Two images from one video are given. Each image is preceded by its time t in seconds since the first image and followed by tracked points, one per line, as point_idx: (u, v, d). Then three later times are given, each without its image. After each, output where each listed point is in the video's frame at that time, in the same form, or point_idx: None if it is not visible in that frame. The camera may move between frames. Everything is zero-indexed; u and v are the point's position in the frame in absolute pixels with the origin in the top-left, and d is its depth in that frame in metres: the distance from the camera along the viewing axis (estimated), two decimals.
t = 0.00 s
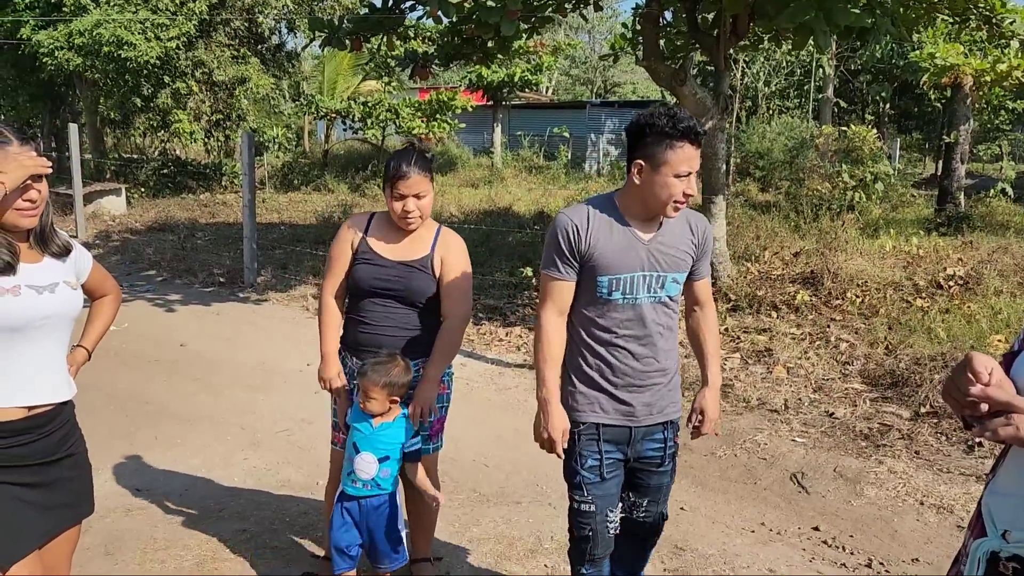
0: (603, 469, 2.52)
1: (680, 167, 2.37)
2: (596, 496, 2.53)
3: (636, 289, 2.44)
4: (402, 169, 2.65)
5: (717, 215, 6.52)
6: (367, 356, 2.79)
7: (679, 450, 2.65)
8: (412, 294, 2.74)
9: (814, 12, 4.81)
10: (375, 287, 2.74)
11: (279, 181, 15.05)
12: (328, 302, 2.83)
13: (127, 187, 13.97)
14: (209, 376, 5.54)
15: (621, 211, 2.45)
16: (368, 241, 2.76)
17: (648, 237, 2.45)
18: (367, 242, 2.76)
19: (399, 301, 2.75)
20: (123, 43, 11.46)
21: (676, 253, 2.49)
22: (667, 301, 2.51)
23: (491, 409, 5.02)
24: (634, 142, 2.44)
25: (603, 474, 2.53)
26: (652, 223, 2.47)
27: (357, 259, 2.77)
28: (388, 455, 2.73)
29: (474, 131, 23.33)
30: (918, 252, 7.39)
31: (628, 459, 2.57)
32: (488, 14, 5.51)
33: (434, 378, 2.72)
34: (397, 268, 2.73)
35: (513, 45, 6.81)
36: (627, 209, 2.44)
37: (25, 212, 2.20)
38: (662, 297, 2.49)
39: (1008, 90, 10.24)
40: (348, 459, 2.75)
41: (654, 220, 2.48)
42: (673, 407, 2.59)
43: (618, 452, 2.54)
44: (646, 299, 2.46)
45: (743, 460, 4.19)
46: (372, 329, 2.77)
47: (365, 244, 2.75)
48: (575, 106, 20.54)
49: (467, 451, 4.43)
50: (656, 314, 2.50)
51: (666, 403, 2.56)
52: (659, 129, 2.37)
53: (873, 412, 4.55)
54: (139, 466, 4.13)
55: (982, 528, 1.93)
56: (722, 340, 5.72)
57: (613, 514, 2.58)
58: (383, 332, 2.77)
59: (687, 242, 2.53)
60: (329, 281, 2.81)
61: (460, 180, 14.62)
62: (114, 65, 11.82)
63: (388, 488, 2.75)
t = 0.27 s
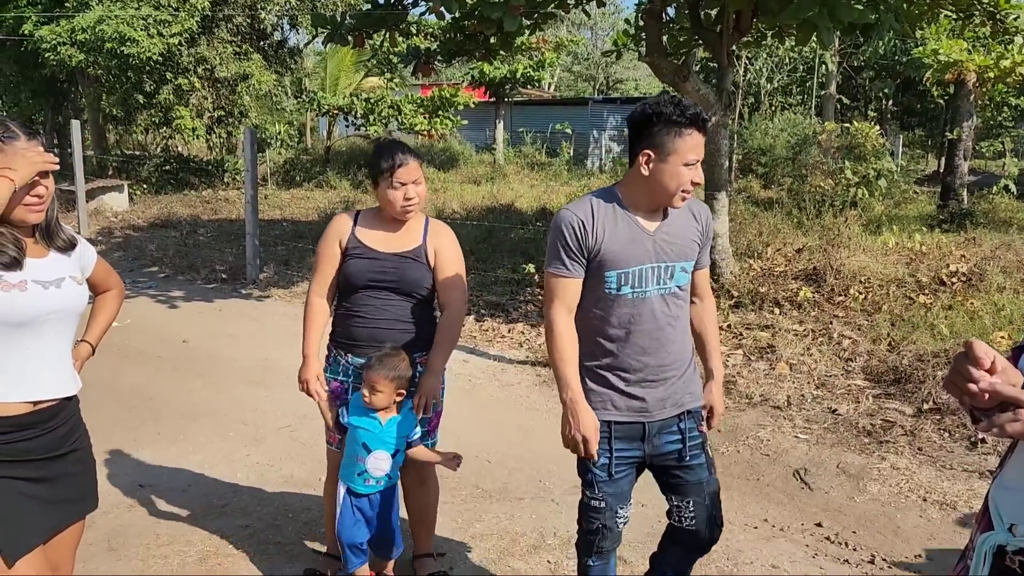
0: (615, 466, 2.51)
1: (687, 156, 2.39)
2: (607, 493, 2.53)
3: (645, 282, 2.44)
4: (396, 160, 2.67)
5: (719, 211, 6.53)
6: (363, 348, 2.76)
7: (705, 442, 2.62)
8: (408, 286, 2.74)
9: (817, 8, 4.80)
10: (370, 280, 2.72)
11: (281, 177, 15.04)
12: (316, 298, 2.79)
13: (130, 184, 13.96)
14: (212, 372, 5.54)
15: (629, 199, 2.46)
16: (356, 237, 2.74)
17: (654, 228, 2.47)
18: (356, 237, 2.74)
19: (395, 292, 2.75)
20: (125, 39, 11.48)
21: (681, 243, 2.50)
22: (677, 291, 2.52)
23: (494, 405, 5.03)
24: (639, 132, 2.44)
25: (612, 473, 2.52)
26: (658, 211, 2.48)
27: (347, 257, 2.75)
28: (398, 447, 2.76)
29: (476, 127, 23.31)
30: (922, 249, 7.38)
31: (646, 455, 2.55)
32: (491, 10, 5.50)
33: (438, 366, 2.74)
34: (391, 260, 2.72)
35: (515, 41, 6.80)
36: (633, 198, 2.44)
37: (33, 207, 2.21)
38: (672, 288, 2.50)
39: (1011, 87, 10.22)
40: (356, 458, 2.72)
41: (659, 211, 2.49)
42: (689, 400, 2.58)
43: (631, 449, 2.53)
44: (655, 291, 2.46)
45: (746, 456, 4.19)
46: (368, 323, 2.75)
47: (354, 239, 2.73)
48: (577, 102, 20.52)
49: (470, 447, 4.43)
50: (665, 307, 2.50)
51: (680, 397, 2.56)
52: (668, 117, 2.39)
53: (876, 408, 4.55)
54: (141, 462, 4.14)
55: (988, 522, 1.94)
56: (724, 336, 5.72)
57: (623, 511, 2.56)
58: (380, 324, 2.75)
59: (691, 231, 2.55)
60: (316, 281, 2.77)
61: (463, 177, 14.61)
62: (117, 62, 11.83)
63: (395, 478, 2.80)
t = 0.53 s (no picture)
0: (628, 465, 2.49)
1: (721, 154, 2.36)
2: (617, 490, 2.51)
3: (669, 278, 2.40)
4: (392, 156, 2.69)
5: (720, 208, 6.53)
6: (368, 346, 2.75)
7: (728, 452, 2.54)
8: (403, 279, 2.75)
9: (819, 5, 4.80)
10: (365, 277, 2.71)
11: (283, 175, 15.06)
12: (301, 307, 2.72)
13: (131, 181, 13.97)
14: (213, 370, 5.55)
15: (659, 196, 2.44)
16: (344, 235, 2.70)
17: (684, 226, 2.43)
18: (344, 236, 2.70)
19: (391, 287, 2.75)
20: (127, 37, 11.51)
21: (713, 243, 2.45)
22: (706, 292, 2.45)
23: (495, 402, 5.03)
24: (674, 129, 2.42)
25: (626, 471, 2.50)
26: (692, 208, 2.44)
27: (337, 256, 2.70)
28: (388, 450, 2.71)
29: (478, 125, 23.30)
30: (923, 246, 7.38)
31: (662, 457, 2.51)
32: (493, 7, 5.49)
33: (433, 359, 2.79)
34: (385, 255, 2.72)
35: (516, 38, 6.79)
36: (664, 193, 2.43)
37: (35, 204, 2.21)
38: (700, 288, 2.43)
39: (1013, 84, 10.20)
40: (349, 464, 2.69)
41: (693, 209, 2.45)
42: (713, 404, 2.50)
43: (648, 449, 2.50)
44: (680, 288, 2.42)
45: (746, 454, 4.19)
46: (366, 319, 2.73)
47: (344, 238, 2.69)
48: (579, 100, 20.52)
49: (470, 444, 4.43)
50: (692, 307, 2.44)
51: (704, 402, 2.48)
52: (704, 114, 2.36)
53: (877, 406, 4.55)
54: (142, 459, 4.15)
55: (987, 518, 1.93)
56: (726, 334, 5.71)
57: (634, 510, 2.54)
58: (377, 320, 2.74)
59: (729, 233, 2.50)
60: (303, 284, 2.70)
61: (464, 174, 14.61)
62: (118, 59, 11.84)
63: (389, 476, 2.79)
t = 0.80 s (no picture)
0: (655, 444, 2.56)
1: (747, 164, 2.32)
2: (642, 468, 2.57)
3: (711, 275, 2.43)
4: (388, 154, 2.69)
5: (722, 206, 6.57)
6: (367, 346, 2.74)
7: (752, 448, 2.53)
8: (402, 277, 2.77)
9: (820, 4, 4.80)
10: (366, 278, 2.71)
11: (284, 173, 15.06)
12: (292, 305, 2.70)
13: (133, 179, 13.99)
14: (213, 367, 5.56)
15: (705, 200, 2.49)
16: (342, 234, 2.67)
17: (732, 230, 2.42)
18: (343, 235, 2.67)
19: (390, 285, 2.76)
20: (128, 35, 11.51)
21: (763, 249, 2.40)
22: (749, 296, 2.43)
23: (495, 400, 5.04)
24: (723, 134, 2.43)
25: (654, 450, 2.57)
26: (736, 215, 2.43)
27: (335, 255, 2.67)
28: (371, 444, 2.72)
29: (479, 122, 23.28)
30: (925, 245, 7.38)
31: (686, 440, 2.55)
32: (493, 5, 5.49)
33: (438, 355, 2.87)
34: (383, 254, 2.72)
35: (518, 36, 6.79)
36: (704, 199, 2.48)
37: (37, 203, 2.21)
38: (742, 291, 2.43)
39: (1016, 82, 10.18)
40: (331, 460, 2.70)
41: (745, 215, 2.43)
42: (745, 403, 2.50)
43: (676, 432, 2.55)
44: (721, 287, 2.43)
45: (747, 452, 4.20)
46: (368, 319, 2.73)
47: (342, 238, 2.67)
48: (580, 98, 20.51)
49: (470, 442, 4.44)
50: (733, 306, 2.44)
51: (735, 397, 2.49)
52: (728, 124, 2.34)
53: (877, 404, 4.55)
54: (143, 457, 4.15)
55: (984, 515, 1.95)
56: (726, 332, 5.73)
57: (655, 492, 2.57)
58: (379, 320, 2.74)
59: (779, 240, 2.41)
60: (295, 283, 2.66)
61: (466, 172, 14.61)
62: (119, 57, 11.84)
63: (377, 474, 2.77)
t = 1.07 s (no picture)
0: (674, 423, 2.62)
1: (756, 164, 2.34)
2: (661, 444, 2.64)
3: (731, 264, 2.46)
4: (381, 151, 2.70)
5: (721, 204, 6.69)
6: (365, 345, 2.74)
7: (762, 435, 2.52)
8: (399, 274, 2.77)
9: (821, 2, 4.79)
10: (365, 276, 2.70)
11: (285, 172, 15.07)
12: (291, 306, 2.69)
13: (134, 177, 14.01)
14: (214, 366, 5.56)
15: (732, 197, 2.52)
16: (338, 234, 2.67)
17: (755, 222, 2.43)
18: (339, 235, 2.67)
19: (387, 283, 2.76)
20: (129, 33, 11.55)
21: (783, 242, 2.38)
22: (768, 287, 2.42)
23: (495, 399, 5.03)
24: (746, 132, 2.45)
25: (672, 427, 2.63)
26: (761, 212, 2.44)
27: (331, 255, 2.67)
28: (359, 439, 2.68)
29: (480, 121, 23.28)
30: (926, 243, 7.37)
31: (698, 421, 2.59)
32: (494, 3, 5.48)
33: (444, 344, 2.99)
34: (380, 252, 2.72)
35: (518, 34, 6.78)
36: (730, 197, 2.51)
37: (36, 201, 2.19)
38: (761, 282, 2.42)
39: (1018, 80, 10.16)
40: (320, 456, 2.71)
41: (769, 209, 2.42)
42: (757, 392, 2.49)
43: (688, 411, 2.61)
44: (739, 276, 2.45)
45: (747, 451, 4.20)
46: (368, 318, 2.73)
47: (338, 237, 2.66)
48: (581, 96, 20.51)
49: (470, 440, 4.44)
50: (752, 296, 2.45)
51: (748, 386, 2.49)
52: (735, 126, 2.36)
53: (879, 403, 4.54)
54: (144, 456, 4.15)
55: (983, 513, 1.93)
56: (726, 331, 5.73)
57: (676, 467, 2.61)
58: (378, 319, 2.74)
59: (800, 236, 2.38)
60: (293, 285, 2.65)
61: (466, 171, 14.61)
62: (120, 56, 11.93)
63: (367, 473, 2.73)
